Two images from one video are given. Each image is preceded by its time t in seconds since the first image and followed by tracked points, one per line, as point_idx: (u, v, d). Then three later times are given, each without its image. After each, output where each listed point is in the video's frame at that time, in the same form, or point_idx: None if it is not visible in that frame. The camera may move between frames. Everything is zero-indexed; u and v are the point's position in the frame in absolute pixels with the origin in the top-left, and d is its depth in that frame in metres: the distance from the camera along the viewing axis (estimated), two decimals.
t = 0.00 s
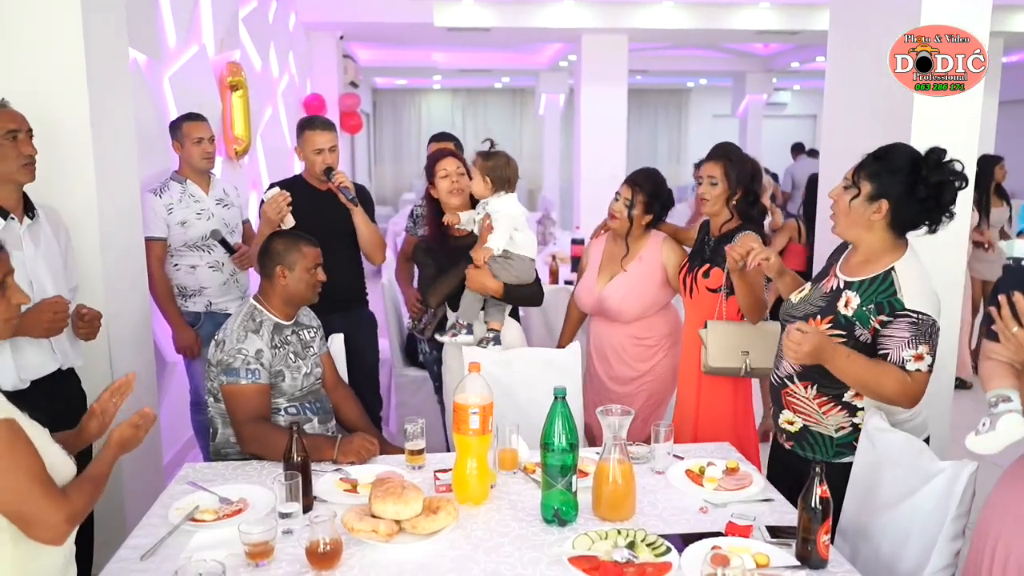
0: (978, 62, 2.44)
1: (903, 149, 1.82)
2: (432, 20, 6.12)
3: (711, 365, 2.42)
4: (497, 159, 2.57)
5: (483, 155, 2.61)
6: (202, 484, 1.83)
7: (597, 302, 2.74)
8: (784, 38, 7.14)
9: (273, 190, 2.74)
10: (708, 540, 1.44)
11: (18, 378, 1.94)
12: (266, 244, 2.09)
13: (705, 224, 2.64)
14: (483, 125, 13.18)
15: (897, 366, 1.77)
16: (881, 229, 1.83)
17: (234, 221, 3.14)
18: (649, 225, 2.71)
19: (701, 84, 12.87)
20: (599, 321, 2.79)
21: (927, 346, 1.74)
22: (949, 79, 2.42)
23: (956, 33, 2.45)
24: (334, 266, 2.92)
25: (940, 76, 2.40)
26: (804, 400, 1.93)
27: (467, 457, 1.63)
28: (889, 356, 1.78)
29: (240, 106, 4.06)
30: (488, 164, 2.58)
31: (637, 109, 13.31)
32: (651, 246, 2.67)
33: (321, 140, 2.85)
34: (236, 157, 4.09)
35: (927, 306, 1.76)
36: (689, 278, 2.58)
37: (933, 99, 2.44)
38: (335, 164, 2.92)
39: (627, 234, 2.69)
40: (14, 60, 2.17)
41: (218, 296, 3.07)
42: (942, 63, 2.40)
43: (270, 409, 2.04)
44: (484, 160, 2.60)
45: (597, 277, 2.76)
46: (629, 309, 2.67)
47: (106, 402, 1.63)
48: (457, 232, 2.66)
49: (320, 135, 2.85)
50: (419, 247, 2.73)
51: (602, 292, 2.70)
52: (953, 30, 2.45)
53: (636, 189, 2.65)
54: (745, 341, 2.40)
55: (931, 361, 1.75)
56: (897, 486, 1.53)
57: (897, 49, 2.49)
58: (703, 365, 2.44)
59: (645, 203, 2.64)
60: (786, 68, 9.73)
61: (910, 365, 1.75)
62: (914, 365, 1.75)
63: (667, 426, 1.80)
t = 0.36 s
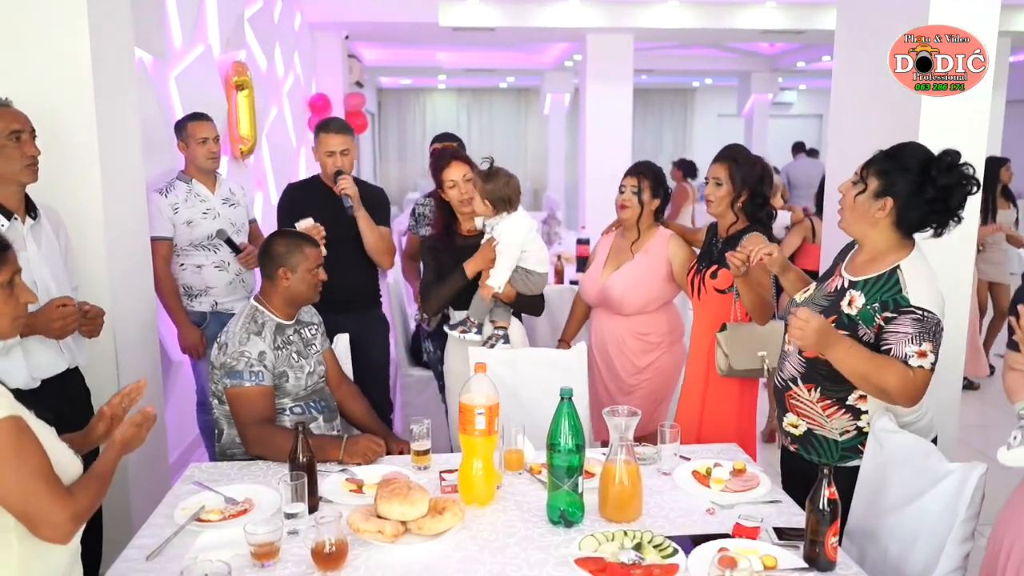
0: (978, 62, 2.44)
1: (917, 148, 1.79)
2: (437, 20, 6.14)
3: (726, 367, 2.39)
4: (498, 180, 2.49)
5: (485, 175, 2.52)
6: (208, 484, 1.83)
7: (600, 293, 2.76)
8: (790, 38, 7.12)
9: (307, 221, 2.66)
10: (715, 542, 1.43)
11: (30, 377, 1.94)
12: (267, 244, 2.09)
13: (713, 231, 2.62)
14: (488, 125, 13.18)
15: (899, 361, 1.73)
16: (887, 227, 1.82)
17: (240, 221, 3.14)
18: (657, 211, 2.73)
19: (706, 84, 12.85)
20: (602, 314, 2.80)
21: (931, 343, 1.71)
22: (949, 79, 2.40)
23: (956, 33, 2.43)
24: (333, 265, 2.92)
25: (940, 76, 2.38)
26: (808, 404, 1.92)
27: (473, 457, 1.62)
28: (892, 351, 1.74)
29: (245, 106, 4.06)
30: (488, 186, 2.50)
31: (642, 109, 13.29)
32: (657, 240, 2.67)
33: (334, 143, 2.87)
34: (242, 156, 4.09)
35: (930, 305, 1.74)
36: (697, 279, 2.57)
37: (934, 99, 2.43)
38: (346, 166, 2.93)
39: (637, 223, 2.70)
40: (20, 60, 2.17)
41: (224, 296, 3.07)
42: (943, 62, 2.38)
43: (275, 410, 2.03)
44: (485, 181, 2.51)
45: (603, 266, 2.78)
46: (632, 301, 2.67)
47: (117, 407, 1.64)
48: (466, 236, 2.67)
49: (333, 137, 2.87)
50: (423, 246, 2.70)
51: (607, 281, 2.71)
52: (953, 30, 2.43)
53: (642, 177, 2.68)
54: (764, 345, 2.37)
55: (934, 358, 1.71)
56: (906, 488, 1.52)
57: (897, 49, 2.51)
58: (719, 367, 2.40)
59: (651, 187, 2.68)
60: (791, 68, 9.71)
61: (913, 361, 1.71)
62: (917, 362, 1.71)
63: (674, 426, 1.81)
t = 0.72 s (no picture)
0: (978, 62, 2.43)
1: (894, 151, 1.81)
2: (443, 20, 6.14)
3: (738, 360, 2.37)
4: (484, 173, 2.55)
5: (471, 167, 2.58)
6: (216, 482, 1.84)
7: (602, 295, 2.76)
8: (796, 38, 7.11)
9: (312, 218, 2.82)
10: (722, 541, 1.44)
11: (47, 383, 1.94)
12: (275, 245, 2.10)
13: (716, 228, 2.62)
14: (493, 125, 13.19)
15: (895, 369, 1.75)
16: (877, 230, 1.82)
17: (248, 221, 3.15)
18: (656, 215, 2.71)
19: (711, 83, 12.84)
20: (604, 316, 2.81)
21: (927, 348, 1.72)
22: (949, 79, 2.41)
23: (956, 32, 2.42)
24: (343, 261, 2.94)
25: (939, 76, 2.39)
26: (813, 405, 1.91)
27: (480, 457, 1.63)
28: (889, 360, 1.76)
29: (251, 106, 4.08)
30: (474, 178, 2.56)
31: (647, 109, 13.29)
32: (658, 243, 2.67)
33: (349, 139, 2.87)
34: (248, 157, 4.10)
35: (928, 308, 1.73)
36: (703, 274, 2.57)
37: (935, 99, 2.44)
38: (360, 164, 2.91)
39: (634, 226, 2.70)
40: (32, 60, 2.18)
41: (232, 296, 3.09)
42: (944, 63, 2.39)
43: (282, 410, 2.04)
44: (473, 173, 2.57)
45: (606, 270, 2.78)
46: (636, 305, 2.68)
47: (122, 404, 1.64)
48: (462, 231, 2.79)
49: (347, 135, 2.87)
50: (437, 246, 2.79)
51: (611, 285, 2.71)
52: (953, 29, 2.42)
53: (640, 182, 2.67)
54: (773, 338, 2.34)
55: (933, 363, 1.72)
56: (913, 488, 1.52)
57: (897, 49, 2.54)
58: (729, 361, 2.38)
59: (647, 190, 2.66)
60: (797, 68, 9.69)
61: (909, 369, 1.73)
62: (913, 369, 1.72)
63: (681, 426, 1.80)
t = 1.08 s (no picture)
0: (978, 62, 2.42)
1: (899, 146, 1.82)
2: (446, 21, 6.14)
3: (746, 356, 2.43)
4: (469, 171, 2.56)
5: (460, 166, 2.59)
6: (217, 482, 1.84)
7: (612, 291, 2.76)
8: (798, 38, 7.09)
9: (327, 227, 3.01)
10: (722, 542, 1.43)
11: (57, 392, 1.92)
12: (280, 244, 2.10)
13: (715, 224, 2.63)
14: (495, 125, 13.19)
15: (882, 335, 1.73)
16: (871, 218, 1.85)
17: (250, 221, 3.16)
18: (659, 214, 2.69)
19: (714, 83, 12.82)
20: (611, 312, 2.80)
21: (914, 320, 1.72)
22: (949, 79, 2.39)
23: (956, 32, 2.42)
24: (352, 259, 2.96)
25: (939, 76, 2.39)
26: (802, 389, 1.95)
27: (481, 457, 1.62)
28: (875, 326, 1.75)
29: (253, 106, 4.09)
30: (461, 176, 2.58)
31: (650, 109, 13.27)
32: (665, 240, 2.67)
33: (371, 142, 2.87)
34: (250, 157, 4.10)
35: (915, 285, 1.76)
36: (705, 273, 2.57)
37: (934, 99, 2.43)
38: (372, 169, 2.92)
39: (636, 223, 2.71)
40: (36, 61, 2.19)
41: (234, 296, 3.09)
42: (943, 63, 2.38)
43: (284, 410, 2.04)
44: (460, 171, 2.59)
45: (612, 266, 2.78)
46: (644, 298, 2.67)
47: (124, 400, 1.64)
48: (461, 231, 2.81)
49: (370, 138, 2.86)
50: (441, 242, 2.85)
51: (619, 281, 2.71)
52: (954, 29, 2.42)
53: (642, 179, 2.66)
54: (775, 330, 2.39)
55: (916, 334, 1.72)
56: (915, 489, 1.52)
57: (896, 49, 2.56)
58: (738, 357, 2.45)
59: (650, 190, 2.64)
60: (800, 68, 9.67)
61: (895, 334, 1.71)
62: (898, 335, 1.71)
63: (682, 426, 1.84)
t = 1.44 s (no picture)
0: (978, 62, 2.42)
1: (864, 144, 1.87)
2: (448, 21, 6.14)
3: (750, 352, 2.47)
4: (471, 175, 2.61)
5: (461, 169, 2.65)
6: (218, 481, 1.85)
7: (634, 295, 2.73)
8: (801, 38, 7.08)
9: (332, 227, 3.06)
10: (721, 542, 1.43)
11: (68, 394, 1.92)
12: (280, 244, 2.10)
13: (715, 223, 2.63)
14: (498, 126, 13.20)
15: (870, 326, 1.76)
16: (862, 213, 1.86)
17: (253, 221, 3.17)
18: (669, 213, 2.71)
19: (717, 83, 12.81)
20: (632, 313, 2.78)
21: (902, 310, 1.74)
22: (949, 79, 2.41)
23: (956, 32, 2.42)
24: (353, 260, 2.98)
25: (939, 76, 2.40)
26: (797, 377, 1.96)
27: (481, 457, 1.63)
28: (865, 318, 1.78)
29: (256, 107, 4.10)
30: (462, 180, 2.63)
31: (652, 109, 13.27)
32: (679, 238, 2.69)
33: (376, 140, 2.88)
34: (253, 157, 4.11)
35: (906, 277, 1.77)
36: (706, 270, 2.57)
37: (934, 99, 2.44)
38: (381, 166, 2.93)
39: (648, 224, 2.70)
40: (39, 61, 2.20)
41: (237, 296, 3.10)
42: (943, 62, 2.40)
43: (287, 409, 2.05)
44: (461, 175, 2.65)
45: (631, 268, 2.75)
46: (669, 296, 2.68)
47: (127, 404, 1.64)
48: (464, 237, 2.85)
49: (376, 135, 2.88)
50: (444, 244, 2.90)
51: (642, 283, 2.69)
52: (954, 29, 2.42)
53: (649, 179, 2.66)
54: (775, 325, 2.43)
55: (904, 324, 1.74)
56: (914, 488, 1.52)
57: (897, 49, 2.57)
58: (742, 354, 2.48)
59: (658, 189, 2.64)
60: (802, 68, 9.65)
61: (883, 324, 1.74)
62: (887, 325, 1.74)
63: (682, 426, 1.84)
